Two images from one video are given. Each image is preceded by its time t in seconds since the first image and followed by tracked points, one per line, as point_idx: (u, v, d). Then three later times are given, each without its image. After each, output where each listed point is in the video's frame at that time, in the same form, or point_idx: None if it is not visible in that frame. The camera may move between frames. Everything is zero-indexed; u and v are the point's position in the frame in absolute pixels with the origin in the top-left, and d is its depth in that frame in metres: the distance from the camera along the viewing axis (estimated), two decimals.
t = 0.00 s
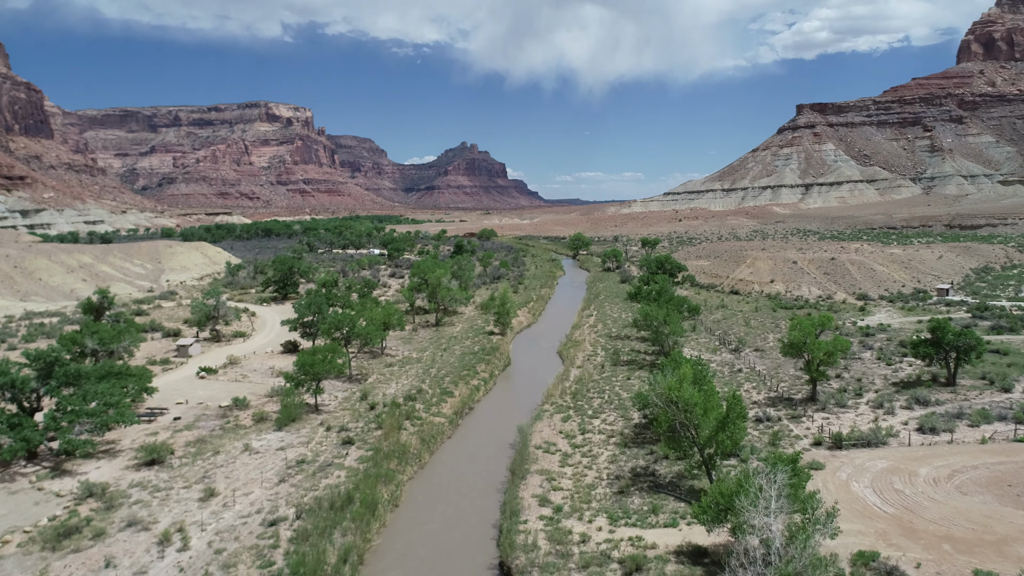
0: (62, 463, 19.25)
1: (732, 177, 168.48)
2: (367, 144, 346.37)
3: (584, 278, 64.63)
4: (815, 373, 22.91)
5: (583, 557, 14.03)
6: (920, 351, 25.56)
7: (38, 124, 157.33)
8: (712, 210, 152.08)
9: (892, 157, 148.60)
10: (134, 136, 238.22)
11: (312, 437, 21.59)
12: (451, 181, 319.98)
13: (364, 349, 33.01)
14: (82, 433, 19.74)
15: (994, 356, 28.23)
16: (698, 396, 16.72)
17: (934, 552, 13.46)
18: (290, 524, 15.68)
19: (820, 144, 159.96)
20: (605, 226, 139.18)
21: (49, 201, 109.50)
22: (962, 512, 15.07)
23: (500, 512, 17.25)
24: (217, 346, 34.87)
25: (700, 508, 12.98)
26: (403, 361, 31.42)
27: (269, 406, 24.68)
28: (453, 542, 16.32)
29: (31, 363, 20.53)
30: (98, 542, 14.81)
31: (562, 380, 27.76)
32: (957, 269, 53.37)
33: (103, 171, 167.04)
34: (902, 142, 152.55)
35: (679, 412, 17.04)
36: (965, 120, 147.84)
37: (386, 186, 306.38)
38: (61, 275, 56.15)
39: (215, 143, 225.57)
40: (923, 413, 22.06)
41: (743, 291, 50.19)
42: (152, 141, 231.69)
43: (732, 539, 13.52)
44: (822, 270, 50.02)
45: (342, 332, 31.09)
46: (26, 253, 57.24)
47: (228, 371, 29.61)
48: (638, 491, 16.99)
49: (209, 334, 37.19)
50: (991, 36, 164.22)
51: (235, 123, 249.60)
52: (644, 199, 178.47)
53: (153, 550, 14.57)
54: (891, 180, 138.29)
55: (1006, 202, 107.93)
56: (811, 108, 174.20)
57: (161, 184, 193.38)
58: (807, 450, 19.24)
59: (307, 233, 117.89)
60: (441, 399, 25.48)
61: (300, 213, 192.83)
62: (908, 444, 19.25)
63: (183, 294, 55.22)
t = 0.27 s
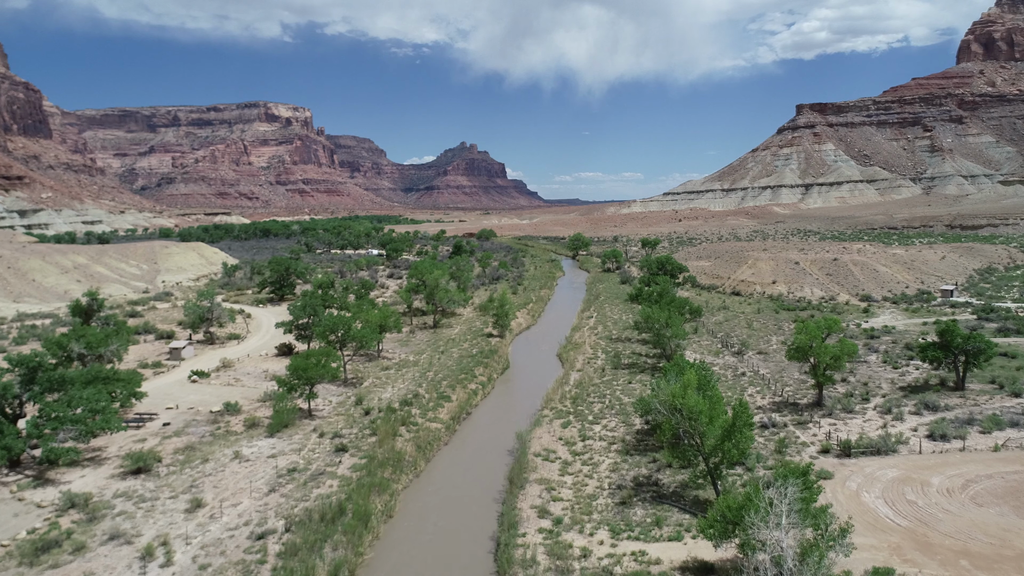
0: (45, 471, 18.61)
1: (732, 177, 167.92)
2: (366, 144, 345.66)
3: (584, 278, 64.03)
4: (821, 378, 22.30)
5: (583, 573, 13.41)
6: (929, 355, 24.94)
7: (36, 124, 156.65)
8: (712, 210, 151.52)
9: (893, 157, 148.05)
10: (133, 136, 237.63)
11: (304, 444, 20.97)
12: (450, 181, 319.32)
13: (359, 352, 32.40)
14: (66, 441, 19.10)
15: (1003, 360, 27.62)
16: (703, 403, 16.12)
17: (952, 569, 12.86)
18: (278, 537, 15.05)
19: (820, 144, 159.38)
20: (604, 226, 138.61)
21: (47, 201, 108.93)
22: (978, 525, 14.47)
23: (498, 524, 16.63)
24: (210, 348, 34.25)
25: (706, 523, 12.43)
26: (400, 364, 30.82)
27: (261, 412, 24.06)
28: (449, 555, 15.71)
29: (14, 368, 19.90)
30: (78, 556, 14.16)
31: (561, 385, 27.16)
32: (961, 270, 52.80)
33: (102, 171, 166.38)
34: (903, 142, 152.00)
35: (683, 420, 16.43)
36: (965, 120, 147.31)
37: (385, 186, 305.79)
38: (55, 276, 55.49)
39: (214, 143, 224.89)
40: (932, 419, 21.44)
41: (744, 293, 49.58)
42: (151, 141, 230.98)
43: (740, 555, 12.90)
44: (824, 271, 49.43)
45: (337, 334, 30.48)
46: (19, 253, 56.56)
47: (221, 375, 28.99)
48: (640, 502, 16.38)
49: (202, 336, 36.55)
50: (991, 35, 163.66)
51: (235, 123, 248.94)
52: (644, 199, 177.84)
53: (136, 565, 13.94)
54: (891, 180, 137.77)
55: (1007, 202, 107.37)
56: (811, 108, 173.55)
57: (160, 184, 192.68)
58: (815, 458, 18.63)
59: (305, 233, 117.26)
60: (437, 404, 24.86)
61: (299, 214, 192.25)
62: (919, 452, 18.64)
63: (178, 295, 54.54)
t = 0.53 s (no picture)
0: (27, 480, 17.98)
1: (733, 177, 167.37)
2: (366, 144, 345.05)
3: (584, 279, 63.44)
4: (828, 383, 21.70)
5: None
6: (937, 359, 24.31)
7: (35, 123, 156.07)
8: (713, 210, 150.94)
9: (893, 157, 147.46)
10: (132, 136, 237.17)
11: (297, 451, 20.35)
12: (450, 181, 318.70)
13: (355, 356, 31.78)
14: (50, 449, 18.47)
15: (1012, 364, 27.00)
16: (709, 411, 15.48)
17: None
18: (267, 551, 14.41)
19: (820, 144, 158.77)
20: (604, 226, 138.03)
21: (46, 201, 108.43)
22: (997, 539, 13.84)
23: (496, 536, 16.04)
24: (203, 351, 33.63)
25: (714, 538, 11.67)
26: (397, 367, 30.20)
27: (254, 417, 23.44)
28: (445, 569, 15.11)
29: None
30: (57, 572, 13.52)
31: (561, 389, 26.54)
32: (965, 271, 52.20)
33: (102, 171, 165.81)
34: (903, 142, 151.43)
35: (688, 428, 15.80)
36: (966, 120, 146.75)
37: (384, 186, 305.23)
38: (49, 277, 54.86)
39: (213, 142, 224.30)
40: (943, 425, 20.83)
41: (746, 294, 48.98)
42: (150, 141, 230.39)
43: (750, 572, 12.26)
44: (827, 272, 48.84)
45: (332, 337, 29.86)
46: (14, 253, 55.95)
47: (213, 378, 28.37)
48: (643, 513, 15.76)
49: (196, 338, 35.94)
50: (991, 35, 162.99)
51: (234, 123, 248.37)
52: (644, 199, 177.25)
53: None
54: (892, 180, 137.19)
55: (1008, 202, 106.80)
56: (811, 107, 173.01)
57: (159, 184, 192.01)
58: (824, 466, 18.02)
59: (304, 233, 116.69)
60: (434, 409, 24.23)
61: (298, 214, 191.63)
62: (931, 461, 18.02)
63: (173, 296, 53.94)
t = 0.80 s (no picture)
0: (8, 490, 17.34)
1: (733, 177, 166.81)
2: (366, 144, 344.42)
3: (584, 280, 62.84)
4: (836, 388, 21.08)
5: None
6: (948, 363, 23.67)
7: (34, 123, 155.21)
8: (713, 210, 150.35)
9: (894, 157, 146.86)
10: (132, 136, 236.71)
11: (288, 459, 19.73)
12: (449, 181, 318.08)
13: (351, 359, 31.16)
14: (31, 457, 17.84)
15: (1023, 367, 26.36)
16: (716, 419, 14.85)
17: None
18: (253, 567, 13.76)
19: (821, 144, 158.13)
20: (604, 227, 137.47)
21: (45, 201, 107.90)
22: (1017, 555, 13.20)
23: (494, 549, 15.42)
24: (195, 354, 32.99)
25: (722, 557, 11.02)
26: (393, 370, 29.58)
27: (245, 423, 22.81)
28: None
29: None
30: None
31: (561, 393, 25.92)
32: (969, 271, 51.59)
33: (101, 171, 165.28)
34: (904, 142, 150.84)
35: (693, 437, 15.16)
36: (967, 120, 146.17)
37: (384, 186, 304.58)
38: (42, 278, 54.22)
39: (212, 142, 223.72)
40: (955, 431, 20.21)
41: (748, 295, 48.36)
42: (150, 141, 229.86)
43: None
44: (830, 273, 48.23)
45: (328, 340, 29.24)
46: (8, 254, 55.33)
47: (205, 382, 27.75)
48: (647, 526, 15.12)
49: (190, 340, 35.33)
50: (992, 35, 162.27)
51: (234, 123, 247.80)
52: (644, 199, 176.67)
53: None
54: (892, 180, 136.63)
55: (1010, 202, 106.21)
56: (812, 107, 172.40)
57: (159, 184, 191.41)
58: (834, 476, 17.38)
59: (303, 233, 116.10)
60: (431, 414, 23.60)
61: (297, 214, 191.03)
62: (944, 469, 17.40)
63: (169, 297, 53.34)
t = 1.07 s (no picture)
0: None
1: (725, 177, 166.81)
2: (358, 144, 342.79)
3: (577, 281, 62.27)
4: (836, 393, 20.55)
5: None
6: (948, 366, 23.20)
7: (23, 123, 153.84)
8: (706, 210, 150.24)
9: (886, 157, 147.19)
10: (122, 135, 234.59)
11: (272, 468, 19.01)
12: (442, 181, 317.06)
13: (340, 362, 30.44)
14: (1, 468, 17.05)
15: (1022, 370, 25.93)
16: (716, 428, 14.23)
17: None
18: None
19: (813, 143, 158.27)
20: (597, 227, 137.08)
21: (32, 201, 106.44)
22: None
23: (484, 564, 14.79)
24: (179, 357, 32.15)
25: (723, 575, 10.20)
26: (382, 374, 28.88)
27: (228, 430, 22.07)
28: None
29: None
30: None
31: (554, 398, 25.30)
32: (963, 272, 51.35)
33: (91, 171, 163.59)
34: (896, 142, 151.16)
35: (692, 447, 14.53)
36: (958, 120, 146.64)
37: (376, 186, 303.19)
38: (26, 279, 53.12)
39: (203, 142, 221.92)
40: (957, 437, 19.72)
41: (742, 296, 47.90)
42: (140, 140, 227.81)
43: None
44: (825, 273, 47.84)
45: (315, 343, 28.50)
46: None
47: (188, 387, 26.96)
48: (644, 539, 14.50)
49: (174, 343, 34.51)
50: (982, 36, 162.75)
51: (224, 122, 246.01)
52: (638, 199, 176.48)
53: None
54: (884, 181, 136.93)
55: (1001, 202, 106.50)
56: (804, 107, 172.58)
57: (150, 183, 189.72)
58: (836, 485, 16.82)
59: (294, 233, 115.04)
60: (420, 420, 22.92)
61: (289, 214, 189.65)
62: (949, 478, 16.89)
63: (155, 299, 52.39)
